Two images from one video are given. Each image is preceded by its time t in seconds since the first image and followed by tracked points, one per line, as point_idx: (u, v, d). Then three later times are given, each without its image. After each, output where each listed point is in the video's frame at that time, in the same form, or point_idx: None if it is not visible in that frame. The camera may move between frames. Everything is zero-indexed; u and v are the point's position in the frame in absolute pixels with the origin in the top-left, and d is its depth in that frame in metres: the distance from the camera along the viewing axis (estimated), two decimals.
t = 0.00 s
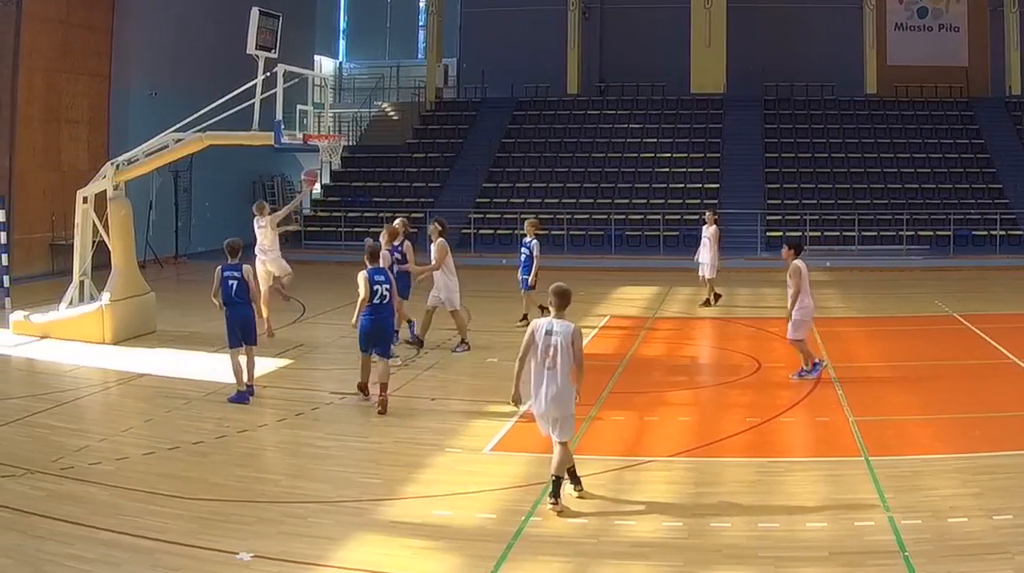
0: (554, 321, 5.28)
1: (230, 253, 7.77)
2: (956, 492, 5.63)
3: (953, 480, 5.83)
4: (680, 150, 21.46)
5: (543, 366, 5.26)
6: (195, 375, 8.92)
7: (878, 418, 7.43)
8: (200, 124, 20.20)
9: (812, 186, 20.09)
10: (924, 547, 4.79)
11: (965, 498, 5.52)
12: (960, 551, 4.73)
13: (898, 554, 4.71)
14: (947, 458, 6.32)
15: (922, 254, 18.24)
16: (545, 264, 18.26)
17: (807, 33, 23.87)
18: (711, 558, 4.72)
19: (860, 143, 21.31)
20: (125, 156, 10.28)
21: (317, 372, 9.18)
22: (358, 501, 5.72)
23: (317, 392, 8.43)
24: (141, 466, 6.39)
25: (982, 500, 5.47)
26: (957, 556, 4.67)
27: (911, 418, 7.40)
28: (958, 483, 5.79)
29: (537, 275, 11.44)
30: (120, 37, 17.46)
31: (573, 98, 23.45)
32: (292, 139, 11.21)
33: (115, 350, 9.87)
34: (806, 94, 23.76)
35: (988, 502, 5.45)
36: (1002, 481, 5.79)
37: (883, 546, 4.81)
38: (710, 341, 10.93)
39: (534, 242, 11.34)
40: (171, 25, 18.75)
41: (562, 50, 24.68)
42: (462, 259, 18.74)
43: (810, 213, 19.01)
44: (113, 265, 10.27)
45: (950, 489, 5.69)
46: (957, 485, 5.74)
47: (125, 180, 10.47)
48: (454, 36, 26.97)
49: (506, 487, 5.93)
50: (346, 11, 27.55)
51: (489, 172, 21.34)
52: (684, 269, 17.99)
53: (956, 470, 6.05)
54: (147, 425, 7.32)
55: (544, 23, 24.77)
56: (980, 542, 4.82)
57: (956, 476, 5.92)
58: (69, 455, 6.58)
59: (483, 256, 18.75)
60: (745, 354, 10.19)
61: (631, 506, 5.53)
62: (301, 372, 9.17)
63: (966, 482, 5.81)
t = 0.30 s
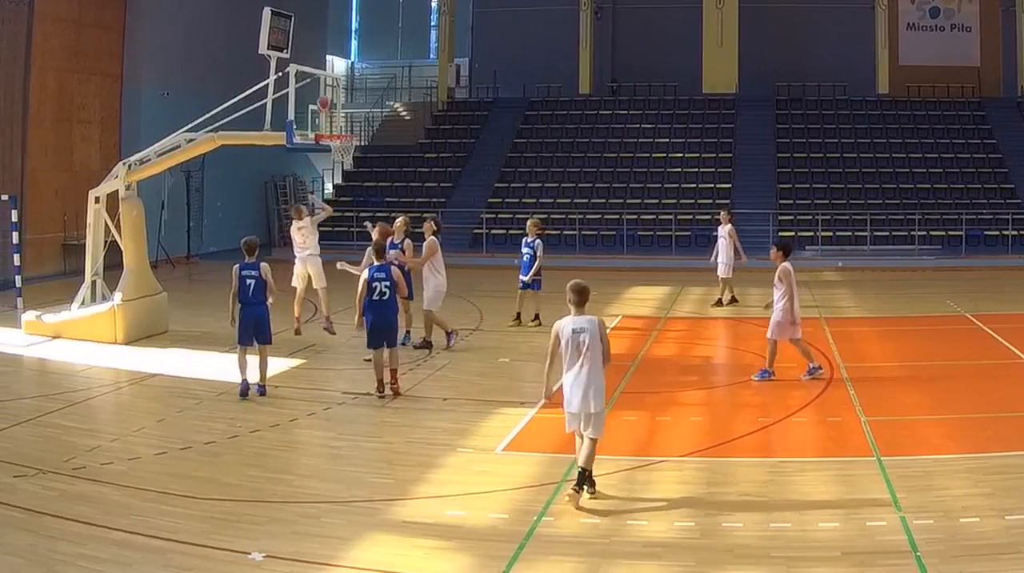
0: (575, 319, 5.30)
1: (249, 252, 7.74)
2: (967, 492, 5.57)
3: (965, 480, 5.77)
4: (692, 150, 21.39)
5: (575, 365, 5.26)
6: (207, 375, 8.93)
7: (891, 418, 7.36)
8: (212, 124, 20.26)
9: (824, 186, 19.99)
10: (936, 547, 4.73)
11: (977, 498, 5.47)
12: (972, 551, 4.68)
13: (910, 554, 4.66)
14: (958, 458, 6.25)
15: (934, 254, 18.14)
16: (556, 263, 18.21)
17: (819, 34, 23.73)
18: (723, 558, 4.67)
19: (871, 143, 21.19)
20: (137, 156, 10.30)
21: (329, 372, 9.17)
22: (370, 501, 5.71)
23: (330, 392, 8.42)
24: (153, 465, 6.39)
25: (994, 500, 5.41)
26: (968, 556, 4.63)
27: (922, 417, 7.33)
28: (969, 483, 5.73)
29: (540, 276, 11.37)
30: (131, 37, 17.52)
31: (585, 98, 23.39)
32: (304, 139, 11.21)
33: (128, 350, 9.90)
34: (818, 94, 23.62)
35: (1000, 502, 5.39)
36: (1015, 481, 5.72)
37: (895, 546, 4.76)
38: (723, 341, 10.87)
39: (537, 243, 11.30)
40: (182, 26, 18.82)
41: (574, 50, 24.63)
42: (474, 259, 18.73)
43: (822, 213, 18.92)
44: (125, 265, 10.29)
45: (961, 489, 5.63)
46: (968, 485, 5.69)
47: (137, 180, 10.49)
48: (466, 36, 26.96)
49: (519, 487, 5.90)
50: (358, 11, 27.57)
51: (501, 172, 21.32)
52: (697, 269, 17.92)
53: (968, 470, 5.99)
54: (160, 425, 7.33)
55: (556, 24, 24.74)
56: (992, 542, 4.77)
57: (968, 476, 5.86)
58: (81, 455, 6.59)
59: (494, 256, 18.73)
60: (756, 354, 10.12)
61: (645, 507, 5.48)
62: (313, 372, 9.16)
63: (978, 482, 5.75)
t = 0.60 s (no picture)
0: (602, 316, 5.31)
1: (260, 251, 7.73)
2: (979, 492, 5.51)
3: (977, 480, 5.71)
4: (704, 150, 21.31)
5: (604, 361, 5.25)
6: (219, 375, 8.94)
7: (902, 418, 7.30)
8: (224, 125, 20.32)
9: (837, 186, 19.88)
10: (948, 547, 4.68)
11: (988, 498, 5.41)
12: (985, 551, 4.62)
13: (921, 554, 4.60)
14: (970, 458, 6.19)
15: (946, 254, 18.03)
16: (567, 264, 18.17)
17: (831, 35, 23.61)
18: (735, 558, 4.63)
19: (883, 143, 21.07)
20: (149, 156, 10.33)
21: (341, 372, 9.16)
22: (382, 501, 5.69)
23: (341, 392, 8.42)
24: (165, 466, 6.40)
25: (1006, 500, 5.35)
26: (982, 556, 4.57)
27: (934, 417, 7.26)
28: (981, 483, 5.67)
29: (546, 275, 11.33)
30: (143, 37, 17.59)
31: (597, 98, 23.33)
32: (316, 139, 11.22)
33: (140, 350, 9.92)
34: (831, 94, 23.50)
35: (1012, 502, 5.33)
36: None
37: (907, 546, 4.71)
38: (735, 341, 10.81)
39: (542, 243, 11.28)
40: (194, 26, 18.88)
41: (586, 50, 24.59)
42: (485, 259, 18.71)
43: (834, 213, 18.82)
44: (137, 265, 10.32)
45: (973, 489, 5.57)
46: (980, 485, 5.62)
47: (149, 180, 10.52)
48: (478, 36, 26.95)
49: (531, 487, 5.87)
50: (369, 11, 27.60)
51: (513, 172, 21.29)
52: (709, 269, 17.84)
53: (980, 470, 5.92)
54: (172, 425, 7.34)
55: (567, 24, 24.71)
56: (1005, 543, 4.71)
57: (979, 476, 5.80)
58: (93, 455, 6.61)
59: (505, 255, 18.72)
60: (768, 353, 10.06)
61: (657, 507, 5.44)
62: (325, 372, 9.16)
63: (990, 482, 5.69)
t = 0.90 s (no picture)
0: (651, 317, 5.31)
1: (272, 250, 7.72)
2: (993, 492, 5.44)
3: (991, 480, 5.64)
4: (718, 150, 21.19)
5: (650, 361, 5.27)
6: (233, 375, 8.95)
7: (917, 418, 7.22)
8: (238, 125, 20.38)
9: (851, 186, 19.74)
10: (963, 547, 4.62)
11: (1002, 498, 5.34)
12: (999, 551, 4.56)
13: (935, 554, 4.54)
14: (985, 458, 6.11)
15: (960, 254, 17.89)
16: (580, 264, 18.11)
17: (845, 35, 23.45)
18: (749, 558, 4.58)
19: (896, 143, 20.91)
20: (163, 156, 10.36)
21: (354, 372, 9.16)
22: (395, 501, 5.68)
23: (355, 392, 8.41)
24: (179, 466, 6.40)
25: (1021, 500, 5.27)
26: (997, 556, 4.51)
27: (949, 417, 7.18)
28: (995, 483, 5.60)
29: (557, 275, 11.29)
30: (157, 37, 17.65)
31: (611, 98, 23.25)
32: (330, 139, 11.22)
33: (154, 350, 9.95)
34: (845, 95, 23.35)
35: None
36: None
37: (921, 546, 4.65)
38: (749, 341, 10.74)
39: (553, 242, 11.27)
40: (208, 27, 18.94)
41: (600, 49, 24.53)
42: (499, 259, 18.69)
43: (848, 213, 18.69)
44: (151, 265, 10.35)
45: (988, 489, 5.49)
46: (994, 485, 5.55)
47: (163, 180, 10.55)
48: (492, 36, 26.93)
49: (545, 487, 5.83)
50: (383, 11, 27.61)
51: (527, 172, 21.24)
52: (723, 269, 17.74)
53: (994, 470, 5.85)
54: (186, 425, 7.34)
55: (580, 24, 24.66)
56: (1020, 543, 4.64)
57: (994, 476, 5.72)
58: (107, 455, 6.62)
59: (519, 255, 18.69)
60: (782, 353, 9.98)
61: (671, 507, 5.40)
62: (338, 372, 9.16)
63: (1004, 482, 5.61)
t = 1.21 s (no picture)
0: (693, 314, 5.45)
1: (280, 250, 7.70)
2: (1006, 492, 5.38)
3: (1005, 481, 5.57)
4: (730, 150, 21.09)
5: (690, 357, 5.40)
6: (244, 375, 8.96)
7: (929, 417, 7.15)
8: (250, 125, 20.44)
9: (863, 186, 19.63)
10: (976, 547, 4.57)
11: (1015, 498, 5.27)
12: (1013, 551, 4.50)
13: (947, 554, 4.49)
14: (997, 458, 6.04)
15: (972, 254, 17.78)
16: (591, 264, 18.07)
17: (857, 35, 23.31)
18: (761, 558, 4.54)
19: (908, 144, 20.77)
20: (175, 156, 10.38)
21: (366, 372, 9.15)
22: (406, 501, 5.66)
23: (366, 392, 8.40)
24: (191, 466, 6.41)
25: None
26: (1010, 557, 4.45)
27: (962, 417, 7.11)
28: (1009, 483, 5.53)
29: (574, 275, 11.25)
30: (168, 37, 17.71)
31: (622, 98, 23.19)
32: (341, 139, 11.21)
33: (166, 350, 9.97)
34: (857, 95, 23.21)
35: None
36: None
37: (933, 546, 4.59)
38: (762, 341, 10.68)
39: (571, 241, 11.24)
40: (220, 27, 18.99)
41: (611, 48, 24.46)
42: (511, 259, 18.68)
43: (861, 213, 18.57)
44: (163, 265, 10.38)
45: (1002, 489, 5.43)
46: (1007, 485, 5.49)
47: (175, 181, 10.57)
48: (503, 36, 26.91)
49: (557, 487, 5.80)
50: (395, 11, 27.63)
51: (539, 172, 21.20)
52: (735, 269, 17.66)
53: (1007, 470, 5.78)
54: (198, 425, 7.35)
55: (591, 24, 24.61)
56: None
57: (1008, 476, 5.66)
58: (119, 455, 6.64)
59: (530, 255, 18.67)
60: (794, 354, 9.92)
61: (682, 507, 5.36)
62: (350, 372, 9.15)
63: (1017, 482, 5.55)
